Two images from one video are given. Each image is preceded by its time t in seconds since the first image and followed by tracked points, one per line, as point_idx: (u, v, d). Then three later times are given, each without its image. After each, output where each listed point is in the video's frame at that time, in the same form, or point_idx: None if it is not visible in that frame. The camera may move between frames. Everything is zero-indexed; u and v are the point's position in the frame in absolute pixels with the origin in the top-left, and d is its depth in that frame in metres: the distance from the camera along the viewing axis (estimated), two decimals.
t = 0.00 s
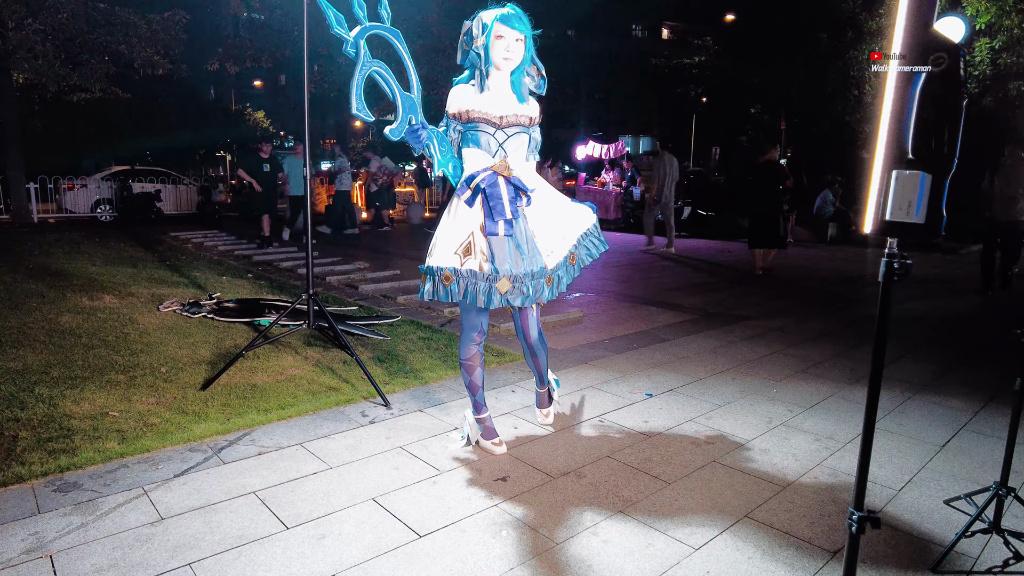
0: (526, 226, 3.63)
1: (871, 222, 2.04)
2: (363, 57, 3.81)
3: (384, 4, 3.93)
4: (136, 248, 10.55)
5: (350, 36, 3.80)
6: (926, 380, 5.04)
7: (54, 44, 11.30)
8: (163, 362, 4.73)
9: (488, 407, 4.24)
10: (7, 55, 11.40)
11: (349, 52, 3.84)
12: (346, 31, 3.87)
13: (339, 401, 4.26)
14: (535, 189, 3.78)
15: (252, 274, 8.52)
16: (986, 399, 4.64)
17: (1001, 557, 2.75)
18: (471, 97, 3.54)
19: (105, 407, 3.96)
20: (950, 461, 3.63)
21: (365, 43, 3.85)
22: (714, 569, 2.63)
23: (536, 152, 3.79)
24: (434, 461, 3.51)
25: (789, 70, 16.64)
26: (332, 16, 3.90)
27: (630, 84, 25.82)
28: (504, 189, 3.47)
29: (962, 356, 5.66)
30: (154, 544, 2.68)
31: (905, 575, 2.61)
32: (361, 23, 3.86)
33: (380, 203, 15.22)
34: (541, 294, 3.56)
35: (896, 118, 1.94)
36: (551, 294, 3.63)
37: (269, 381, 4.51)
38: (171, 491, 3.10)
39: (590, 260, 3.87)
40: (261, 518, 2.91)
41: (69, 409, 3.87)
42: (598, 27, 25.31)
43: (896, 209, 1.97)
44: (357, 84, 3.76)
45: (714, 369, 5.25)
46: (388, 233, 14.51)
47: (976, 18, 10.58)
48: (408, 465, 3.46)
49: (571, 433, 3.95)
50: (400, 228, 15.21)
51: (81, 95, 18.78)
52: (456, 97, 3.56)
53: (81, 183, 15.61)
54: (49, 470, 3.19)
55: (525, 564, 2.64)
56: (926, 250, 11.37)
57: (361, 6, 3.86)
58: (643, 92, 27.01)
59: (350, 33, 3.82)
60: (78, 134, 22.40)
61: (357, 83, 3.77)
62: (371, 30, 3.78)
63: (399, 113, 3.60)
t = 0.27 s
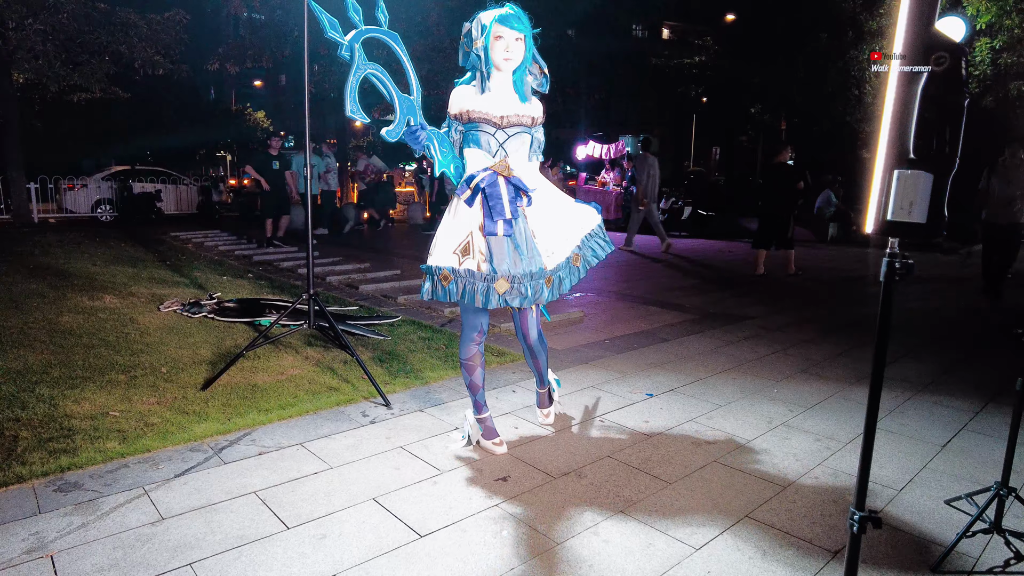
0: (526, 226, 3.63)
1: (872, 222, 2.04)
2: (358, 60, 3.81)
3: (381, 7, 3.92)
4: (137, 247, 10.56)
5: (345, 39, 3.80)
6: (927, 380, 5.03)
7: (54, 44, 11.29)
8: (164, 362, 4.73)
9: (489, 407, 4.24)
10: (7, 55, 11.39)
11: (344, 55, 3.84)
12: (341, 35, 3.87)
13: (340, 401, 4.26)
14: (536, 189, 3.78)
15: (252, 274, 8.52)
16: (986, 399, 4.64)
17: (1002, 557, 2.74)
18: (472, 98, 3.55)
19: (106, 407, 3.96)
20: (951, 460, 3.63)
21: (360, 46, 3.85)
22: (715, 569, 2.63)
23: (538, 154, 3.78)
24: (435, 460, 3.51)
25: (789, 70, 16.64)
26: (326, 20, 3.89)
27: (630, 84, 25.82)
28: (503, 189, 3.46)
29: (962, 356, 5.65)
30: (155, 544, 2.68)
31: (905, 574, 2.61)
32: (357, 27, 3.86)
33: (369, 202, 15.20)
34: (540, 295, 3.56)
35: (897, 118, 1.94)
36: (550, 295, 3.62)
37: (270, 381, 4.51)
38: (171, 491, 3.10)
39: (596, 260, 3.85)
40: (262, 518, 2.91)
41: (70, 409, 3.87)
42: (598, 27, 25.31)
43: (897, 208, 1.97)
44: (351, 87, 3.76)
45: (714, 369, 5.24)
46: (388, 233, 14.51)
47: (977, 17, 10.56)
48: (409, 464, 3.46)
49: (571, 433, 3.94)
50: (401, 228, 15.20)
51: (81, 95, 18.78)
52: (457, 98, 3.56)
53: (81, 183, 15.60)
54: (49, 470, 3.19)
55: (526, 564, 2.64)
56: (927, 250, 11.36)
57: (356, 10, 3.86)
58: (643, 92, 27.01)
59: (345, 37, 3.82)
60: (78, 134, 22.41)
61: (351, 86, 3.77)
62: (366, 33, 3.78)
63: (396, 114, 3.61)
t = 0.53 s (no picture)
0: (525, 226, 3.61)
1: (873, 222, 2.04)
2: (356, 58, 3.80)
3: (381, 5, 3.92)
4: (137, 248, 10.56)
5: (344, 38, 3.80)
6: (927, 380, 5.03)
7: (54, 44, 11.28)
8: (164, 362, 4.72)
9: (489, 407, 4.24)
10: (8, 55, 11.38)
11: (342, 54, 3.85)
12: (340, 33, 3.87)
13: (340, 401, 4.26)
14: (537, 189, 3.78)
15: (252, 273, 8.52)
16: (987, 398, 4.63)
17: (1002, 557, 2.74)
18: (471, 99, 3.56)
19: (105, 407, 3.96)
20: (951, 460, 3.63)
21: (359, 44, 3.85)
22: (715, 569, 2.63)
23: (540, 154, 3.77)
24: (435, 460, 3.51)
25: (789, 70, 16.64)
26: (325, 18, 3.89)
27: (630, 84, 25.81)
28: (502, 190, 3.45)
29: (963, 356, 5.65)
30: (155, 544, 2.68)
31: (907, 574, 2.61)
32: (356, 26, 3.86)
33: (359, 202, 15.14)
34: (538, 295, 3.55)
35: (898, 117, 1.94)
36: (548, 296, 3.62)
37: (269, 381, 4.50)
38: (171, 491, 3.10)
39: (597, 261, 3.84)
40: (262, 518, 2.90)
41: (70, 409, 3.87)
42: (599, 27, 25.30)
43: (897, 208, 1.97)
44: (349, 86, 3.76)
45: (715, 369, 5.24)
46: (388, 233, 14.51)
47: (977, 17, 10.55)
48: (408, 464, 3.46)
49: (571, 433, 3.94)
50: (401, 228, 15.20)
51: (82, 95, 18.78)
52: (456, 99, 3.58)
53: (82, 183, 15.60)
54: (49, 470, 3.18)
55: (525, 564, 2.64)
56: (927, 250, 11.36)
57: (356, 9, 3.85)
58: (643, 92, 27.01)
59: (344, 35, 3.82)
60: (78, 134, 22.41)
61: (349, 84, 3.78)
62: (365, 32, 3.78)
63: (395, 113, 3.62)
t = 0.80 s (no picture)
0: (524, 226, 3.61)
1: (872, 221, 2.03)
2: (353, 58, 3.79)
3: (379, 6, 3.91)
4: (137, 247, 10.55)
5: (342, 38, 3.80)
6: (927, 380, 5.02)
7: (54, 44, 11.27)
8: (164, 362, 4.72)
9: (489, 407, 4.24)
10: (8, 55, 11.37)
11: (341, 54, 3.85)
12: (338, 33, 3.86)
13: (339, 401, 4.26)
14: (535, 189, 3.78)
15: (252, 274, 8.51)
16: (987, 398, 4.63)
17: (1003, 556, 2.74)
18: (469, 99, 3.55)
19: (105, 407, 3.96)
20: (952, 460, 3.63)
21: (357, 45, 3.84)
22: (715, 569, 2.63)
23: (540, 155, 3.76)
24: (435, 460, 3.51)
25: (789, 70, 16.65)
26: (322, 19, 3.89)
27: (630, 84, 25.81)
28: (501, 190, 3.45)
29: (963, 356, 5.64)
30: (155, 544, 2.68)
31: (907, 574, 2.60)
32: (354, 26, 3.86)
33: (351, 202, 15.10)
34: (536, 295, 3.55)
35: (897, 116, 1.94)
36: (547, 296, 3.61)
37: (269, 381, 4.50)
38: (171, 491, 3.10)
39: (598, 262, 3.83)
40: (261, 518, 2.90)
41: (70, 409, 3.87)
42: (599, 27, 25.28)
43: (897, 207, 1.97)
44: (346, 86, 3.76)
45: (715, 368, 5.23)
46: (389, 232, 14.51)
47: (977, 17, 10.55)
48: (408, 464, 3.46)
49: (571, 432, 3.94)
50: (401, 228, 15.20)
51: (82, 95, 18.78)
52: (454, 100, 3.58)
53: (82, 183, 15.59)
54: (49, 470, 3.18)
55: (525, 563, 2.64)
56: (927, 250, 11.35)
57: (354, 10, 3.85)
58: (643, 92, 27.01)
59: (342, 35, 3.81)
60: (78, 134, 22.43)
61: (347, 84, 3.77)
62: (363, 32, 3.78)
63: (393, 114, 3.63)
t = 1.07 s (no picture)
0: (523, 226, 3.60)
1: (873, 221, 2.03)
2: (354, 56, 3.79)
3: (378, 6, 3.91)
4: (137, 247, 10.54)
5: (341, 37, 3.79)
6: (927, 380, 5.02)
7: (54, 45, 11.25)
8: (164, 362, 4.72)
9: (488, 407, 4.23)
10: (8, 55, 11.36)
11: (340, 53, 3.84)
12: (337, 32, 3.86)
13: (339, 401, 4.25)
14: (535, 189, 3.78)
15: (252, 274, 8.51)
16: (987, 398, 4.63)
17: (1003, 557, 2.74)
18: (469, 99, 3.55)
19: (105, 406, 3.96)
20: (952, 460, 3.63)
21: (357, 43, 3.84)
22: (715, 569, 2.63)
23: (540, 155, 3.76)
24: (435, 460, 3.51)
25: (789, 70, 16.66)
26: (322, 17, 3.89)
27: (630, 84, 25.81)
28: (500, 189, 3.45)
29: (963, 356, 5.64)
30: (154, 544, 2.67)
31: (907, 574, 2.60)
32: (354, 25, 3.85)
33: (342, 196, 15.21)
34: (536, 295, 3.54)
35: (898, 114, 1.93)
36: (546, 296, 3.61)
37: (269, 381, 4.50)
38: (171, 491, 3.09)
39: (598, 263, 3.84)
40: (261, 518, 2.90)
41: (70, 409, 3.87)
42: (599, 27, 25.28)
43: (898, 206, 1.96)
44: (345, 84, 3.76)
45: (715, 369, 5.23)
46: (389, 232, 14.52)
47: (977, 17, 10.55)
48: (408, 464, 3.45)
49: (571, 433, 3.94)
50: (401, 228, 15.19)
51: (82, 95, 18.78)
52: (454, 100, 3.57)
53: (82, 183, 15.58)
54: (48, 470, 3.18)
55: (524, 563, 2.64)
56: (928, 250, 11.34)
57: (354, 8, 3.85)
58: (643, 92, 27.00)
59: (341, 34, 3.81)
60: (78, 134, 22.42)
61: (347, 82, 3.77)
62: (363, 32, 3.78)
63: (392, 113, 3.63)
